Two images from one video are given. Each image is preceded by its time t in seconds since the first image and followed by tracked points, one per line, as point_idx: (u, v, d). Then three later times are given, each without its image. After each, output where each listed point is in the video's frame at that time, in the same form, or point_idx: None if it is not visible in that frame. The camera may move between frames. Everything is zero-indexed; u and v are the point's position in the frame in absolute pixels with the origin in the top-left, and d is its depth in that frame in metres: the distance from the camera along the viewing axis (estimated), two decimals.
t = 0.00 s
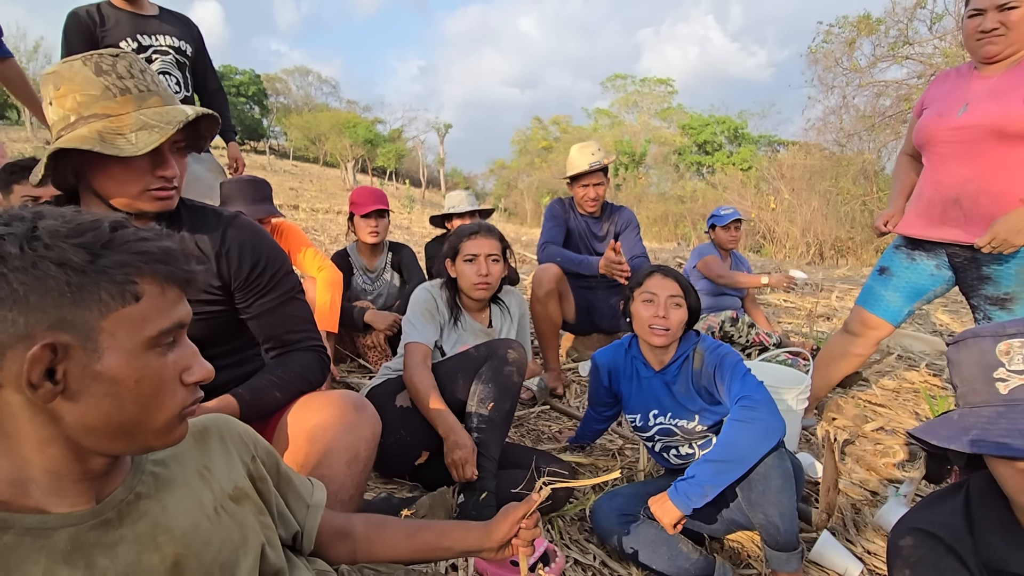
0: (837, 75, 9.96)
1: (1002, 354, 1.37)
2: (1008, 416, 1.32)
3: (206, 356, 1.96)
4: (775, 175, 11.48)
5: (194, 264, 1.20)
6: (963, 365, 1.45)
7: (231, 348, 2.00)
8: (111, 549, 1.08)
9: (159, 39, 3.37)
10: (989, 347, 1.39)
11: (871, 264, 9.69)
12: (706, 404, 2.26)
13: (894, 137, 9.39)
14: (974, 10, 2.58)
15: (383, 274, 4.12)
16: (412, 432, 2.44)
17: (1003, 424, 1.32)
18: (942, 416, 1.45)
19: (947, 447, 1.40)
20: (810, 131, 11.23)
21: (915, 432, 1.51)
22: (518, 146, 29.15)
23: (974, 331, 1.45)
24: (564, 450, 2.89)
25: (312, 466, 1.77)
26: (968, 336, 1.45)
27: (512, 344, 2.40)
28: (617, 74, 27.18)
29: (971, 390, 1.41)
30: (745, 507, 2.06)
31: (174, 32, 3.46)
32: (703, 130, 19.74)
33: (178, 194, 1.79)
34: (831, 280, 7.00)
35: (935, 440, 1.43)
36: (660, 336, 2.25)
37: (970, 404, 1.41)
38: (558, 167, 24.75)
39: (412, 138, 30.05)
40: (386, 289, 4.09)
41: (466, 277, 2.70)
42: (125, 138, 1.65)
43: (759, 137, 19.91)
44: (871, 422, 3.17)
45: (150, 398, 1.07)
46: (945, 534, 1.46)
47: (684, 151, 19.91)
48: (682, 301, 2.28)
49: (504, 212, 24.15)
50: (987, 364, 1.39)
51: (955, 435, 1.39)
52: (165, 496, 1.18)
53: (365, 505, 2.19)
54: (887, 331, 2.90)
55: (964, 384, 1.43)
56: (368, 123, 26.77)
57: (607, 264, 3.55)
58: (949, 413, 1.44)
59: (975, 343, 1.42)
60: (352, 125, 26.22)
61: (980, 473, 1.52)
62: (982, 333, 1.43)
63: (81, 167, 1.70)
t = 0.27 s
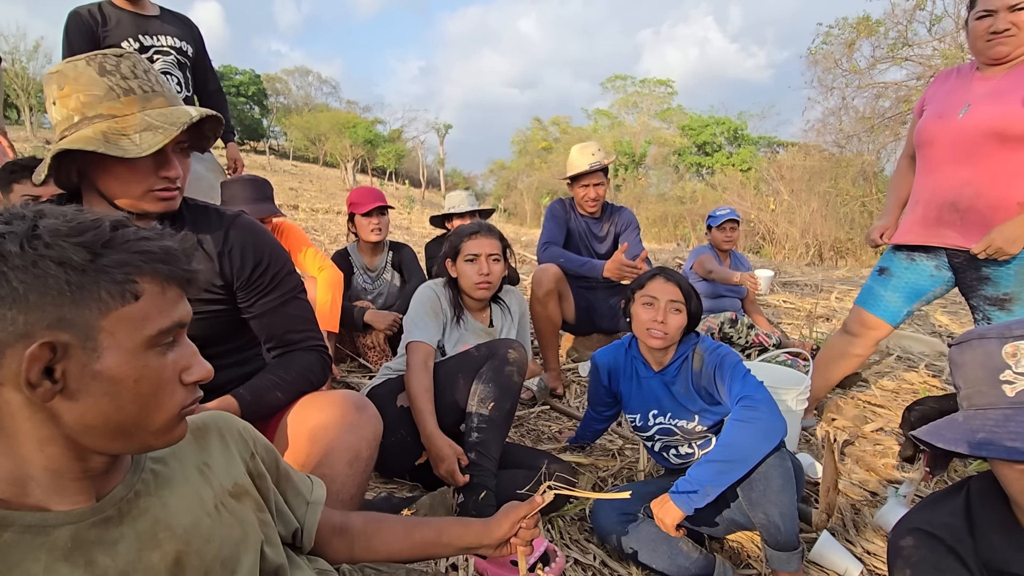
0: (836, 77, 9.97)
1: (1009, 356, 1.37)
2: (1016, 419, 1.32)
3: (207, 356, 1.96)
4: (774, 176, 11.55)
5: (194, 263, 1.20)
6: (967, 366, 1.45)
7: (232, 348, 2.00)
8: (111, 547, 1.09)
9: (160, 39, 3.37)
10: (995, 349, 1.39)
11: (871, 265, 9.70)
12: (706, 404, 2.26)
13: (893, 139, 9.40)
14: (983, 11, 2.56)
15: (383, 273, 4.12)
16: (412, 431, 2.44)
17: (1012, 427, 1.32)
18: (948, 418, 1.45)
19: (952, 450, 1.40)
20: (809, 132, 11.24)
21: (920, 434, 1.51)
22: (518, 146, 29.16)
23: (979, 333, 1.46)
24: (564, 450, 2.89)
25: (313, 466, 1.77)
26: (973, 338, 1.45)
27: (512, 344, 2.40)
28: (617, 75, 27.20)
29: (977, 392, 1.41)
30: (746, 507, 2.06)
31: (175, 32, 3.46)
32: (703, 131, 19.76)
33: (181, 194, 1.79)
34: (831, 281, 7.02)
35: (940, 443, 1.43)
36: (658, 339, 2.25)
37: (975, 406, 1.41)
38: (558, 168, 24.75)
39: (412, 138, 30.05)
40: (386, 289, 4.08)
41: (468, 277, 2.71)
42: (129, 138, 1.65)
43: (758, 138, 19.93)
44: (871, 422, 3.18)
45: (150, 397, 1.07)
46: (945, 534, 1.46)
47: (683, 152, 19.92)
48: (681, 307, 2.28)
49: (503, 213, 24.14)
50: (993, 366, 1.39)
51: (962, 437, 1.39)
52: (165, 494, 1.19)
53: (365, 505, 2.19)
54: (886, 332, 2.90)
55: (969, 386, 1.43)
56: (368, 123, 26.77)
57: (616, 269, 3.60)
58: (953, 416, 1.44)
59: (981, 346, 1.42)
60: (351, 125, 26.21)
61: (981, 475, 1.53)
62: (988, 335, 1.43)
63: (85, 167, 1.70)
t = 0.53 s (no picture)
0: (836, 77, 9.98)
1: (1008, 357, 1.37)
2: (1017, 421, 1.32)
3: (207, 356, 1.96)
4: (774, 176, 11.59)
5: (192, 263, 1.20)
6: (968, 368, 1.45)
7: (232, 348, 2.00)
8: (111, 543, 1.09)
9: (160, 40, 3.37)
10: (995, 350, 1.39)
11: (870, 265, 9.70)
12: (705, 404, 2.26)
13: (893, 139, 9.41)
14: (980, 15, 2.57)
15: (383, 274, 4.12)
16: (412, 432, 2.44)
17: (1013, 429, 1.32)
18: (948, 420, 1.45)
19: (950, 451, 1.40)
20: (809, 132, 11.25)
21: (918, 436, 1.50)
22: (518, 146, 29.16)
23: (980, 334, 1.46)
24: (564, 450, 2.89)
25: (313, 465, 1.77)
26: (973, 339, 1.45)
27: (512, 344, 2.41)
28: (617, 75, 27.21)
29: (978, 394, 1.41)
30: (745, 507, 2.06)
31: (174, 33, 3.46)
32: (703, 131, 19.78)
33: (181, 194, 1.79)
34: (830, 281, 7.02)
35: (941, 444, 1.42)
36: (658, 340, 2.26)
37: (976, 408, 1.41)
38: (558, 168, 24.75)
39: (412, 139, 30.05)
40: (386, 289, 4.08)
41: (471, 277, 2.71)
42: (129, 140, 1.65)
43: (758, 139, 19.94)
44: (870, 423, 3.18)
45: (148, 394, 1.07)
46: (947, 537, 1.46)
47: (683, 152, 19.93)
48: (680, 307, 2.28)
49: (503, 213, 24.14)
50: (993, 367, 1.39)
51: (962, 439, 1.38)
52: (164, 490, 1.19)
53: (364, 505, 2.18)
54: (886, 332, 2.90)
55: (970, 388, 1.43)
56: (368, 124, 26.77)
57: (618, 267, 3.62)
58: (954, 417, 1.44)
59: (981, 347, 1.42)
60: (351, 125, 26.21)
61: (981, 477, 1.53)
62: (988, 336, 1.43)
63: (85, 168, 1.70)
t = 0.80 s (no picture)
0: (836, 77, 9.97)
1: (1005, 364, 1.37)
2: (1014, 429, 1.32)
3: (205, 357, 1.95)
4: (774, 176, 11.60)
5: (188, 263, 1.20)
6: (965, 374, 1.45)
7: (231, 349, 1.99)
8: (108, 543, 1.08)
9: (157, 40, 3.37)
10: (992, 356, 1.40)
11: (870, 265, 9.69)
12: (706, 404, 2.26)
13: (893, 139, 9.40)
14: (972, 15, 2.60)
15: (383, 274, 4.12)
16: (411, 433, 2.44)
17: (1010, 438, 1.31)
18: (944, 428, 1.45)
19: (948, 460, 1.39)
20: (809, 132, 11.25)
21: (915, 443, 1.50)
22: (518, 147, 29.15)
23: (976, 340, 1.45)
24: (564, 451, 2.89)
25: (312, 466, 1.77)
26: (970, 345, 1.45)
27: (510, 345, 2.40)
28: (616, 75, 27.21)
29: (975, 401, 1.41)
30: (746, 508, 2.06)
31: (171, 33, 3.46)
32: (702, 131, 19.78)
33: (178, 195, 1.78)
34: (830, 281, 7.02)
35: (936, 453, 1.42)
36: (660, 339, 2.26)
37: (972, 415, 1.40)
38: (558, 168, 24.76)
39: (412, 139, 30.06)
40: (385, 290, 4.08)
41: (479, 279, 2.69)
42: (126, 141, 1.65)
43: (757, 139, 19.93)
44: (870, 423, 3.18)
45: (144, 395, 1.07)
46: (950, 550, 1.46)
47: (683, 153, 19.93)
48: (681, 304, 2.28)
49: (503, 213, 24.14)
50: (990, 374, 1.39)
51: (958, 448, 1.39)
52: (161, 491, 1.18)
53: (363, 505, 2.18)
54: (884, 332, 2.90)
55: (967, 394, 1.43)
56: (367, 124, 26.77)
57: (615, 267, 3.63)
58: (950, 426, 1.44)
59: (978, 352, 1.42)
60: (351, 125, 26.20)
61: (984, 485, 1.52)
62: (984, 341, 1.43)
63: (82, 168, 1.70)
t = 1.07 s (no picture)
0: (835, 77, 9.97)
1: (1003, 361, 1.37)
2: (1005, 426, 1.32)
3: (204, 360, 1.96)
4: (774, 176, 11.62)
5: (187, 267, 1.20)
6: (963, 371, 1.45)
7: (230, 352, 2.00)
8: (106, 550, 1.09)
9: (154, 42, 3.38)
10: (991, 354, 1.39)
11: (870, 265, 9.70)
12: (704, 405, 2.26)
13: (892, 139, 9.41)
14: (954, 30, 2.65)
15: (382, 275, 4.12)
16: (410, 434, 2.44)
17: (1000, 433, 1.32)
18: (938, 422, 1.45)
19: (941, 454, 1.40)
20: (809, 132, 11.25)
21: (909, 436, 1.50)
22: (517, 147, 29.16)
23: (976, 337, 1.46)
24: (563, 452, 2.89)
25: (312, 469, 1.78)
26: (970, 343, 1.45)
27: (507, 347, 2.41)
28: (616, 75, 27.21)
29: (970, 398, 1.41)
30: (745, 508, 2.06)
31: (169, 35, 3.46)
32: (702, 131, 19.77)
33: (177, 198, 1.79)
34: (830, 281, 7.03)
35: (928, 446, 1.42)
36: (656, 339, 2.26)
37: (968, 411, 1.41)
38: (558, 168, 24.77)
39: (412, 139, 30.08)
40: (384, 291, 4.09)
41: (473, 284, 2.70)
42: (124, 145, 1.66)
43: (757, 139, 19.93)
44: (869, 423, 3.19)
45: (142, 401, 1.07)
46: (946, 550, 1.46)
47: (682, 152, 19.94)
48: (677, 304, 2.28)
49: (503, 213, 24.16)
50: (987, 371, 1.39)
51: (950, 442, 1.39)
52: (159, 497, 1.19)
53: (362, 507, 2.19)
54: (883, 332, 2.89)
55: (964, 391, 1.43)
56: (367, 125, 26.79)
57: (607, 260, 3.61)
58: (945, 421, 1.44)
59: (977, 350, 1.42)
60: (351, 126, 26.22)
61: (979, 484, 1.53)
62: (985, 340, 1.42)
63: (81, 172, 1.70)
